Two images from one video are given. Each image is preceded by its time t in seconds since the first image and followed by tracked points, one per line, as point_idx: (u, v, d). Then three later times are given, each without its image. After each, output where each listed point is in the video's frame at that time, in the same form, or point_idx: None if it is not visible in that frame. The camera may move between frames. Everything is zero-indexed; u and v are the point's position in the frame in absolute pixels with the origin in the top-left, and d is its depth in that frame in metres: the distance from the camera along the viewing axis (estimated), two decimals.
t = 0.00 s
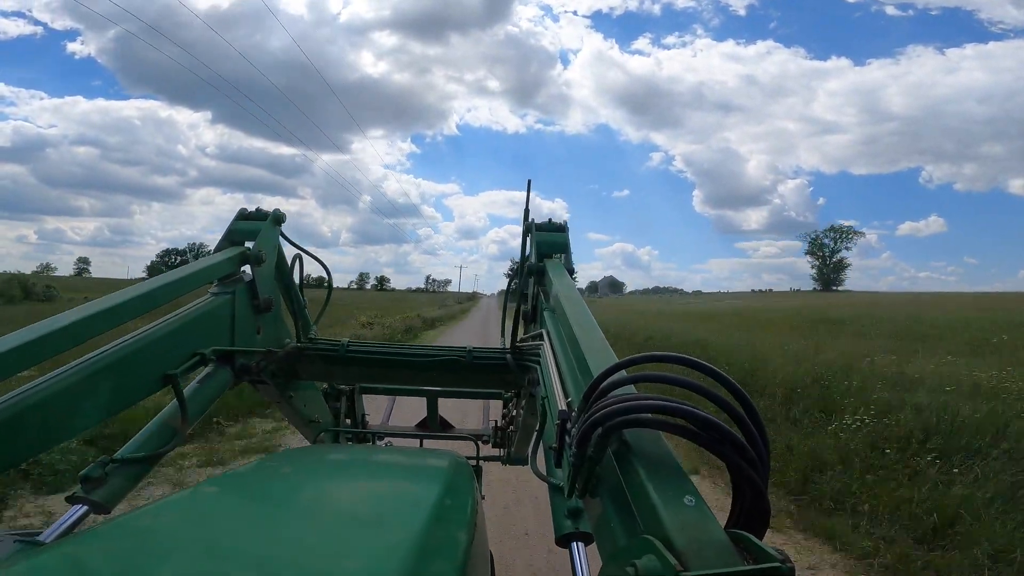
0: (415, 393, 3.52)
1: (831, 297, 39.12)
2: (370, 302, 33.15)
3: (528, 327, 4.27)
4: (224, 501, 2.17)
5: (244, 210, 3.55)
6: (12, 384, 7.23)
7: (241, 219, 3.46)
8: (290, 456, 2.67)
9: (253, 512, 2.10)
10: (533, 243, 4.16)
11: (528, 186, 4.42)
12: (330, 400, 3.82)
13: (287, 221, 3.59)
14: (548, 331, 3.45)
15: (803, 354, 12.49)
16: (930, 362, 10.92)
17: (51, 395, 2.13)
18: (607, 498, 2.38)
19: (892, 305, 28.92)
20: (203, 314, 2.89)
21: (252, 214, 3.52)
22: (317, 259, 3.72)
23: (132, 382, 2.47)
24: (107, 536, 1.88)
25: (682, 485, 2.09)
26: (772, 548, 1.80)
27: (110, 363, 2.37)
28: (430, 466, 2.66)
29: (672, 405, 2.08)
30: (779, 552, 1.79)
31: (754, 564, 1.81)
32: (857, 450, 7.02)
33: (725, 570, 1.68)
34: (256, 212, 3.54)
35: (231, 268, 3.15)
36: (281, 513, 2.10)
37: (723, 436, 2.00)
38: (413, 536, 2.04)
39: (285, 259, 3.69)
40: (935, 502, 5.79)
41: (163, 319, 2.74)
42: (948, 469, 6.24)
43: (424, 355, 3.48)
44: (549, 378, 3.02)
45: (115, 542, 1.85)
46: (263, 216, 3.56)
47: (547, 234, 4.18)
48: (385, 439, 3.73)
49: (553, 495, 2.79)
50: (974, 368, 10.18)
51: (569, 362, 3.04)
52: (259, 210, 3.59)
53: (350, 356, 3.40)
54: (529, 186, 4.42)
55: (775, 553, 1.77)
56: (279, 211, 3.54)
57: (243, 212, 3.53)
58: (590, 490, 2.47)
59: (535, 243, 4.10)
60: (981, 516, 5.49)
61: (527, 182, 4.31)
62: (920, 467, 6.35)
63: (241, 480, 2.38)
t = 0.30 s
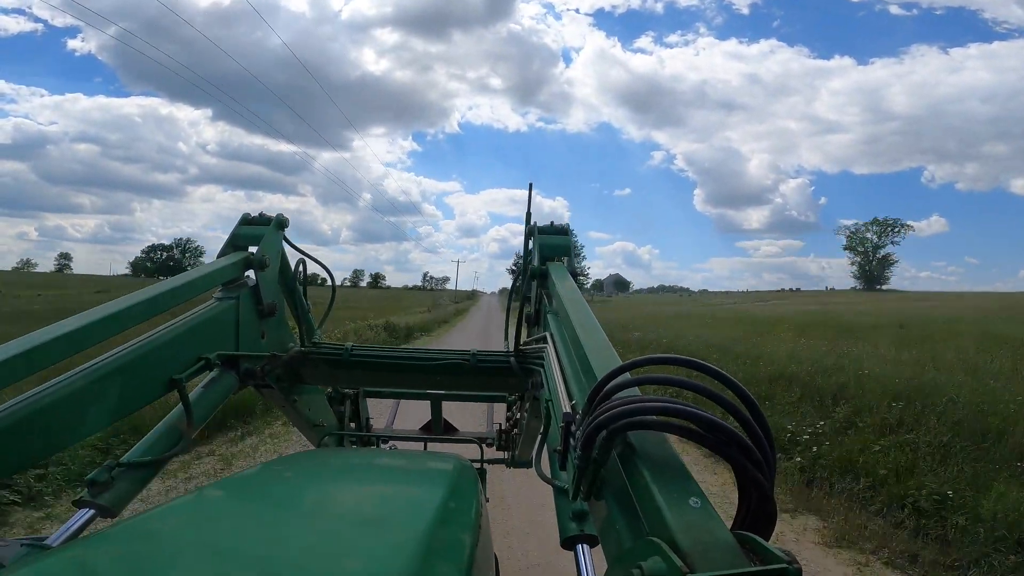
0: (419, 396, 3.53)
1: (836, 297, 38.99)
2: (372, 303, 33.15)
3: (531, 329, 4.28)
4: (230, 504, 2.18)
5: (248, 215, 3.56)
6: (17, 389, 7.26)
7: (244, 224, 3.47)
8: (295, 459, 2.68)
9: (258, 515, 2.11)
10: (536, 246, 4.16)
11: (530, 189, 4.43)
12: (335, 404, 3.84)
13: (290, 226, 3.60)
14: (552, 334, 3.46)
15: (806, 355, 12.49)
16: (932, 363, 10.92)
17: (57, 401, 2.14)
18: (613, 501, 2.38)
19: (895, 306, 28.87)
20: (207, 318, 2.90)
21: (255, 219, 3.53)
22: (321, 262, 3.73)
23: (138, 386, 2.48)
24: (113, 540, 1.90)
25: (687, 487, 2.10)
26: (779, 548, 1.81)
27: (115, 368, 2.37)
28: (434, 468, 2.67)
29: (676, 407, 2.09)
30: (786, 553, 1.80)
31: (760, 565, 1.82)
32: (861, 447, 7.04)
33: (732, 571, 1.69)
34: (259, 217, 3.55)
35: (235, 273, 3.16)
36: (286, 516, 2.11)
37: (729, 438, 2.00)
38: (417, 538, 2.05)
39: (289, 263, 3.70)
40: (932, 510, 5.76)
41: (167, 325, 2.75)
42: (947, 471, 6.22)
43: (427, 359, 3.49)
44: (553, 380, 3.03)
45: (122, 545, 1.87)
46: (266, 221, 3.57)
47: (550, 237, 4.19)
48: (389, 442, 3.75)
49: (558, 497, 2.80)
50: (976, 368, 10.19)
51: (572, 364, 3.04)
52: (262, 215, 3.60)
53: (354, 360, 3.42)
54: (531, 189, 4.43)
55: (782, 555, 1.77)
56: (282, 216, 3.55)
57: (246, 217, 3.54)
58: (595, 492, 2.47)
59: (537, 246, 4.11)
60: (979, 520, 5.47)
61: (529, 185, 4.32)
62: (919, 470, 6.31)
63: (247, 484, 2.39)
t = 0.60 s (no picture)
0: (421, 397, 3.53)
1: (838, 297, 38.94)
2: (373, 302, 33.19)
3: (533, 330, 4.28)
4: (233, 506, 2.19)
5: (249, 217, 3.57)
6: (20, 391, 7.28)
7: (246, 226, 3.48)
8: (298, 460, 2.68)
9: (262, 516, 2.11)
10: (537, 248, 4.17)
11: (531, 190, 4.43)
12: (337, 406, 3.84)
13: (292, 227, 3.60)
14: (553, 336, 3.47)
15: (807, 357, 12.50)
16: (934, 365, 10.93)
17: (62, 402, 2.14)
18: (615, 501, 2.39)
19: (897, 306, 28.82)
20: (211, 320, 2.90)
21: (257, 221, 3.53)
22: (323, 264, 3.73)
23: (142, 387, 2.48)
24: (117, 541, 1.90)
25: (689, 487, 2.10)
26: (781, 549, 1.82)
27: (119, 370, 2.38)
28: (437, 470, 2.67)
29: (678, 407, 2.09)
30: (788, 553, 1.80)
31: (763, 565, 1.82)
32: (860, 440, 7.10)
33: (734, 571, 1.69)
34: (261, 219, 3.56)
35: (238, 275, 3.16)
36: (289, 517, 2.12)
37: (731, 438, 2.01)
38: (420, 539, 2.05)
39: (291, 265, 3.70)
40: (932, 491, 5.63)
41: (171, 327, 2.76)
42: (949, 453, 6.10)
43: (429, 360, 3.49)
44: (555, 382, 3.04)
45: (126, 545, 1.87)
46: (268, 223, 3.57)
47: (551, 238, 4.19)
48: (391, 443, 3.75)
49: (560, 498, 2.80)
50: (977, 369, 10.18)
51: (574, 366, 3.05)
52: (264, 217, 3.60)
53: (355, 360, 3.42)
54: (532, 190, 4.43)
55: (784, 555, 1.78)
56: (283, 218, 3.55)
57: (248, 219, 3.54)
58: (597, 494, 2.48)
59: (538, 248, 4.11)
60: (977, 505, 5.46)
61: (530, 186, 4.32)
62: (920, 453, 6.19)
63: (250, 485, 2.40)
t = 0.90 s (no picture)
0: (419, 395, 3.53)
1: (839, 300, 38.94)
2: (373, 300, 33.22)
3: (532, 329, 4.28)
4: (230, 503, 2.19)
5: (250, 213, 3.56)
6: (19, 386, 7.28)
7: (246, 223, 3.47)
8: (295, 458, 2.68)
9: (258, 514, 2.11)
10: (537, 247, 4.16)
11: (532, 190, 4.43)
12: (334, 403, 3.84)
13: (291, 225, 3.60)
14: (552, 334, 3.47)
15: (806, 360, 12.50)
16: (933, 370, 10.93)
17: (60, 398, 2.14)
18: (611, 500, 2.39)
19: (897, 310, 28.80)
20: (209, 317, 2.90)
21: (257, 218, 3.53)
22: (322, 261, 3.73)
23: (139, 384, 2.48)
24: (113, 537, 1.90)
25: (685, 488, 2.10)
26: (775, 550, 1.82)
27: (116, 367, 2.38)
28: (434, 468, 2.67)
29: (675, 408, 2.09)
30: (783, 555, 1.80)
31: (757, 566, 1.82)
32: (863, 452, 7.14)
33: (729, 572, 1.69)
34: (261, 215, 3.55)
35: (237, 272, 3.16)
36: (286, 515, 2.12)
37: (728, 440, 2.01)
38: (416, 537, 2.05)
39: (290, 262, 3.70)
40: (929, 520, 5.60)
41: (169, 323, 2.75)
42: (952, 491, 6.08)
43: (427, 358, 3.49)
44: (553, 381, 3.04)
45: (122, 542, 1.87)
46: (268, 220, 3.57)
47: (550, 237, 4.19)
48: (389, 441, 3.75)
49: (556, 497, 2.81)
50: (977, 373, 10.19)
51: (572, 364, 3.05)
52: (264, 214, 3.60)
53: (353, 358, 3.43)
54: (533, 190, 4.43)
55: (779, 556, 1.78)
56: (283, 215, 3.55)
57: (248, 216, 3.54)
58: (594, 492, 2.48)
59: (538, 247, 4.11)
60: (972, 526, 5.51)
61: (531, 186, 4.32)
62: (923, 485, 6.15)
63: (246, 483, 2.39)
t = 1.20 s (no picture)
0: (413, 393, 3.52)
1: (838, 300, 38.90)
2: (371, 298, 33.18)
3: (527, 327, 4.27)
4: (221, 500, 2.18)
5: (244, 209, 3.55)
6: (14, 383, 7.26)
7: (241, 218, 3.46)
8: (288, 456, 2.67)
9: (250, 511, 2.10)
10: (532, 244, 4.15)
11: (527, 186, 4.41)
12: (329, 400, 3.83)
13: (286, 220, 3.58)
14: (547, 331, 3.46)
15: (804, 358, 12.49)
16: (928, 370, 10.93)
17: (52, 393, 2.13)
18: (605, 499, 2.37)
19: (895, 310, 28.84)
20: (203, 313, 2.89)
21: (251, 213, 3.52)
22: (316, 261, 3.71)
23: (133, 379, 2.47)
24: (104, 534, 1.89)
25: (679, 487, 2.08)
26: (768, 550, 1.80)
27: (110, 361, 2.37)
28: (428, 465, 2.66)
29: (668, 407, 2.07)
30: (775, 554, 1.79)
31: (750, 565, 1.81)
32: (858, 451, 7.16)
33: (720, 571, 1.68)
34: (255, 211, 3.54)
35: (231, 267, 3.15)
36: (278, 512, 2.11)
37: (721, 439, 1.99)
38: (408, 534, 2.04)
39: (284, 258, 3.68)
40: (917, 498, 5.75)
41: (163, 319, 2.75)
42: (941, 469, 6.24)
43: (422, 355, 3.48)
44: (547, 378, 3.03)
45: (112, 539, 1.86)
46: (262, 216, 3.55)
47: (546, 235, 4.17)
48: (383, 439, 3.74)
49: (550, 495, 2.80)
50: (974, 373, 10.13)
51: (567, 362, 3.04)
52: (259, 210, 3.59)
53: (347, 355, 3.42)
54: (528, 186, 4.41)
55: (771, 556, 1.77)
56: (278, 210, 3.53)
57: (242, 211, 3.52)
58: (587, 491, 2.46)
59: (534, 244, 4.10)
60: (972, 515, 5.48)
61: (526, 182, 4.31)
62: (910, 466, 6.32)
63: (240, 480, 2.38)
